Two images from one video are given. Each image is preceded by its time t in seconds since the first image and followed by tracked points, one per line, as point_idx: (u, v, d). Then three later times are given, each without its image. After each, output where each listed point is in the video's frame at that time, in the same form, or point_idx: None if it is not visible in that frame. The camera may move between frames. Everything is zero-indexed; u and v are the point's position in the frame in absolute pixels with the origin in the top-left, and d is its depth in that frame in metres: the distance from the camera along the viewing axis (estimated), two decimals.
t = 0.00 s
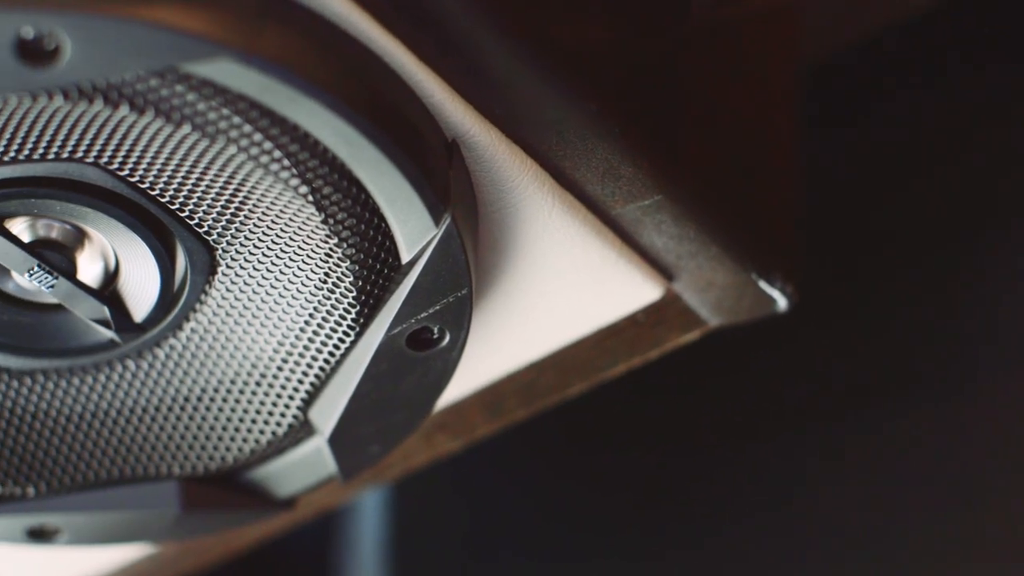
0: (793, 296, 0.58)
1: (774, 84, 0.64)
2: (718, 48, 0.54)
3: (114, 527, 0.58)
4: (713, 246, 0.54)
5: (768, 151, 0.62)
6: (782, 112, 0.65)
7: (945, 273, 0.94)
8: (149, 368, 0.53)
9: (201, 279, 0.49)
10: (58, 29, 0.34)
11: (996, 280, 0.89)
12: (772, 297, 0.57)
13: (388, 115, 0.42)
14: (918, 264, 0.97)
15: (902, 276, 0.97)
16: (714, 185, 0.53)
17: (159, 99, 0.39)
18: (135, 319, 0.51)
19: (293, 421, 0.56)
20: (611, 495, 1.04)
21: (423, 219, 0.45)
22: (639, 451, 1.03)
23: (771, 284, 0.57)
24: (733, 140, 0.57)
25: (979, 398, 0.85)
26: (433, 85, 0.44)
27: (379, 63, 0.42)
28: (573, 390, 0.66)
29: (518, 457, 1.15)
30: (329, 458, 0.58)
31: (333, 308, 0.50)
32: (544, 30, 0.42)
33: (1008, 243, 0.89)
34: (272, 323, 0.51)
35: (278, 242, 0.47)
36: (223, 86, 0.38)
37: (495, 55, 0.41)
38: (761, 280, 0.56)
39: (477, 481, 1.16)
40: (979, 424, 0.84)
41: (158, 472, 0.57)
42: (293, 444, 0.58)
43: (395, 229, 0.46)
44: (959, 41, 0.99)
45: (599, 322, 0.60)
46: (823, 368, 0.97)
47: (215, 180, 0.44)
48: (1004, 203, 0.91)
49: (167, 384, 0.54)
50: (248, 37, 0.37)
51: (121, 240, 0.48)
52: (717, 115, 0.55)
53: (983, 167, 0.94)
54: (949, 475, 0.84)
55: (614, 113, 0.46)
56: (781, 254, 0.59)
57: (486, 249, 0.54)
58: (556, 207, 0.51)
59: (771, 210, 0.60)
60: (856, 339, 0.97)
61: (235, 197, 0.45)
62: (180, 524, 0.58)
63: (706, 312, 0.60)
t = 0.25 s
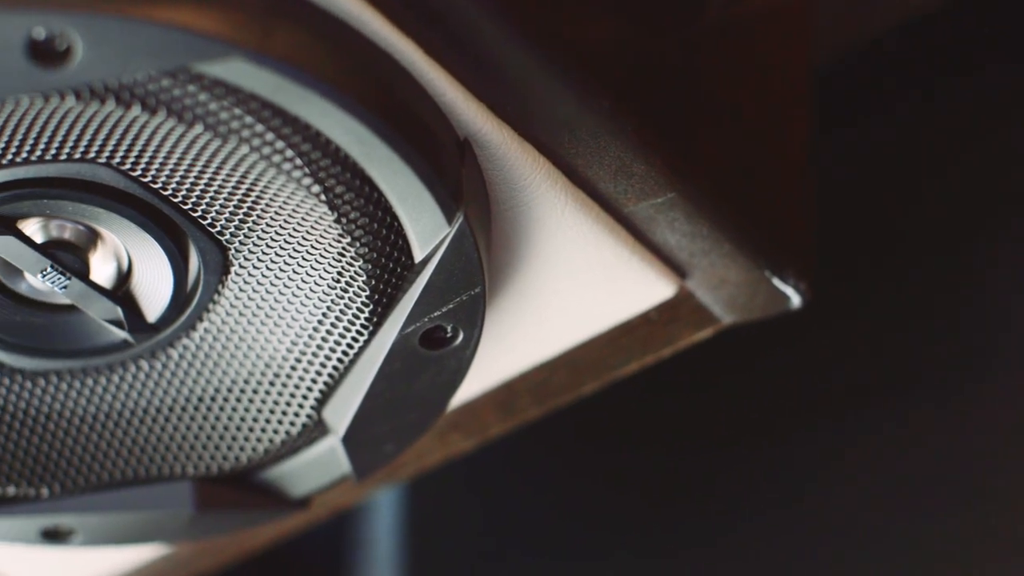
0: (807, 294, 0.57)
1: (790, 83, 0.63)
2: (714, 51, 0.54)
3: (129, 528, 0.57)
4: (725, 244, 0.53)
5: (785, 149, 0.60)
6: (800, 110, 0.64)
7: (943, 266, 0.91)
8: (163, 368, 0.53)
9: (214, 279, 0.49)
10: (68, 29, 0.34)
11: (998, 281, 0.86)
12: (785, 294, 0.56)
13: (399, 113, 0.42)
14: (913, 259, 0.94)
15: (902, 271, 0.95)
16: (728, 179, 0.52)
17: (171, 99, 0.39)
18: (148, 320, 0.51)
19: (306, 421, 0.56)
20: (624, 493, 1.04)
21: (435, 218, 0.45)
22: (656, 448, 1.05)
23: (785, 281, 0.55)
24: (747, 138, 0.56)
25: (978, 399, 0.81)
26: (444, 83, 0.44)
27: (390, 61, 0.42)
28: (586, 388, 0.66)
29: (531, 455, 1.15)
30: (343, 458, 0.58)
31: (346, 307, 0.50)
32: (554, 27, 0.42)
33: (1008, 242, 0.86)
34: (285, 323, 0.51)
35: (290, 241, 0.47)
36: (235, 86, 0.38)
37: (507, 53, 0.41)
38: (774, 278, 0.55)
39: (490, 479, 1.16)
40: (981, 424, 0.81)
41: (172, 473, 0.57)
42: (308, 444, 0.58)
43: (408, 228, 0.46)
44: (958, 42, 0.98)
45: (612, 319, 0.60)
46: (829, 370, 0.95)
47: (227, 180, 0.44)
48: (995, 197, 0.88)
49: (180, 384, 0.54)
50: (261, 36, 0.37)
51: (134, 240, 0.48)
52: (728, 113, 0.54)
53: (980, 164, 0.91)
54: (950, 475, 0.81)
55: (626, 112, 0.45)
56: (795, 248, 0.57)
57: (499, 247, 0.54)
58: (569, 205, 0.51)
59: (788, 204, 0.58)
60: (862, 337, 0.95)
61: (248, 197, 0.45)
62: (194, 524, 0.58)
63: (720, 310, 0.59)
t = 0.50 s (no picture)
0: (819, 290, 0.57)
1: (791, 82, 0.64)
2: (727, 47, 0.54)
3: (144, 530, 0.58)
4: (738, 241, 0.53)
5: (789, 149, 0.62)
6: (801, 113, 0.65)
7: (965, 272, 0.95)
8: (177, 369, 0.53)
9: (227, 280, 0.49)
10: (81, 30, 0.34)
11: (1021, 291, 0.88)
12: (799, 291, 0.56)
13: (412, 112, 0.41)
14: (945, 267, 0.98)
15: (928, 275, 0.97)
16: (739, 180, 0.53)
17: (183, 100, 0.39)
18: (161, 320, 0.51)
19: (320, 420, 0.56)
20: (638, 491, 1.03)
21: (448, 217, 0.45)
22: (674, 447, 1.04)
23: (798, 278, 0.56)
24: (753, 138, 0.56)
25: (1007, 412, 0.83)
26: (456, 83, 0.43)
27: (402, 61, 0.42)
28: (602, 387, 0.65)
29: (544, 453, 1.14)
30: (357, 458, 0.58)
31: (360, 307, 0.50)
32: (565, 27, 0.42)
33: None
34: (298, 322, 0.51)
35: (303, 241, 0.47)
36: (248, 86, 0.38)
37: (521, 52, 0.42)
38: (787, 275, 0.55)
39: (504, 478, 1.16)
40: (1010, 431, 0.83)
41: (186, 473, 0.57)
42: (321, 443, 0.58)
43: (420, 227, 0.46)
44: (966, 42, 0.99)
45: (626, 317, 0.60)
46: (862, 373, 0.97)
47: (240, 180, 0.44)
48: (977, 206, 0.98)
49: (193, 385, 0.54)
50: (274, 36, 0.37)
51: (147, 241, 0.48)
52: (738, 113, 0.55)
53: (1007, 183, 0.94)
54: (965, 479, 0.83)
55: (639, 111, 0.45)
56: (805, 248, 0.58)
57: (512, 246, 0.54)
58: (581, 204, 0.50)
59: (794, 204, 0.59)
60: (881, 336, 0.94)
61: (260, 197, 0.45)
62: (209, 525, 0.58)
63: (733, 308, 0.59)
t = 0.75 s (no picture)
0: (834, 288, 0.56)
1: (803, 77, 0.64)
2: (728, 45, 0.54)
3: (160, 531, 0.57)
4: (752, 240, 0.52)
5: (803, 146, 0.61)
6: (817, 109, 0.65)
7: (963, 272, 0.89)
8: (191, 369, 0.53)
9: (240, 281, 0.49)
10: (92, 32, 0.34)
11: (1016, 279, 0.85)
12: (812, 288, 0.55)
13: (424, 111, 0.41)
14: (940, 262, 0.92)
15: (927, 266, 0.93)
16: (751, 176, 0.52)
17: (195, 101, 0.39)
18: (175, 321, 0.51)
19: (334, 420, 0.56)
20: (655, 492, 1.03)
21: (459, 216, 0.44)
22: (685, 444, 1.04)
23: (811, 275, 0.55)
24: (765, 136, 0.56)
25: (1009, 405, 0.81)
26: (467, 81, 0.43)
27: (413, 60, 0.42)
28: (615, 385, 0.65)
29: (561, 453, 1.14)
30: (371, 458, 0.58)
31: (373, 306, 0.50)
32: (575, 30, 0.42)
33: None
34: (312, 322, 0.51)
35: (315, 241, 0.47)
36: (259, 86, 0.38)
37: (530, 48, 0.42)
38: (801, 273, 0.55)
39: (520, 477, 1.16)
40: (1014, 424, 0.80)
41: (201, 473, 0.57)
42: (335, 444, 0.58)
43: (433, 227, 0.45)
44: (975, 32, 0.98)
45: (640, 315, 0.59)
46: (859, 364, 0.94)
47: (252, 180, 0.44)
48: (975, 206, 0.91)
49: (207, 385, 0.54)
50: (285, 36, 0.37)
51: (160, 242, 0.48)
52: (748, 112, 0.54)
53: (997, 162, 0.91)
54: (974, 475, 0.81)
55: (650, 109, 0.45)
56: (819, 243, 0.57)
57: (524, 243, 0.53)
58: (594, 202, 0.50)
59: (808, 201, 0.58)
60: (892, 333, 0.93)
61: (273, 198, 0.45)
62: (223, 526, 0.58)
63: (746, 305, 0.58)
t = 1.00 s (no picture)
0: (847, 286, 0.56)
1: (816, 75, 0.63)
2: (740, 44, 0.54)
3: (174, 532, 0.57)
4: (764, 237, 0.52)
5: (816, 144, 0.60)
6: (830, 107, 0.65)
7: (971, 270, 0.88)
8: (205, 370, 0.53)
9: (253, 282, 0.49)
10: (103, 32, 0.34)
11: None
12: (825, 287, 0.56)
13: (436, 110, 0.41)
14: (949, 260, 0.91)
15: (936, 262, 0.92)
16: (761, 174, 0.52)
17: (207, 101, 0.38)
18: (188, 322, 0.51)
19: (348, 420, 0.56)
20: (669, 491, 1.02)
21: (472, 215, 0.44)
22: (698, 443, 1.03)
23: (824, 273, 0.55)
24: (778, 134, 0.56)
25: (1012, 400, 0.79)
26: (479, 81, 0.43)
27: (425, 60, 0.42)
28: (629, 384, 0.65)
29: (575, 451, 1.14)
30: (384, 459, 0.58)
31: (386, 307, 0.50)
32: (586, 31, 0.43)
33: None
34: (325, 323, 0.51)
35: (328, 242, 0.47)
36: (270, 86, 0.38)
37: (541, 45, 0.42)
38: (814, 271, 0.55)
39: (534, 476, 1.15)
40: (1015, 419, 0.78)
41: (215, 474, 0.57)
42: (349, 444, 0.58)
43: (445, 226, 0.45)
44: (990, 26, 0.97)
45: (654, 314, 0.59)
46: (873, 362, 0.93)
47: (264, 181, 0.44)
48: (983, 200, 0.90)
49: (221, 386, 0.54)
50: (296, 36, 0.37)
51: (172, 243, 0.48)
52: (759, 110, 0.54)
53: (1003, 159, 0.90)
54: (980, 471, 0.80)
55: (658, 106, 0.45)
56: (833, 240, 0.57)
57: (537, 243, 0.53)
58: (607, 201, 0.50)
59: (822, 199, 0.58)
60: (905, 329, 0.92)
61: (285, 198, 0.45)
62: (238, 527, 0.58)
63: (759, 303, 0.58)
